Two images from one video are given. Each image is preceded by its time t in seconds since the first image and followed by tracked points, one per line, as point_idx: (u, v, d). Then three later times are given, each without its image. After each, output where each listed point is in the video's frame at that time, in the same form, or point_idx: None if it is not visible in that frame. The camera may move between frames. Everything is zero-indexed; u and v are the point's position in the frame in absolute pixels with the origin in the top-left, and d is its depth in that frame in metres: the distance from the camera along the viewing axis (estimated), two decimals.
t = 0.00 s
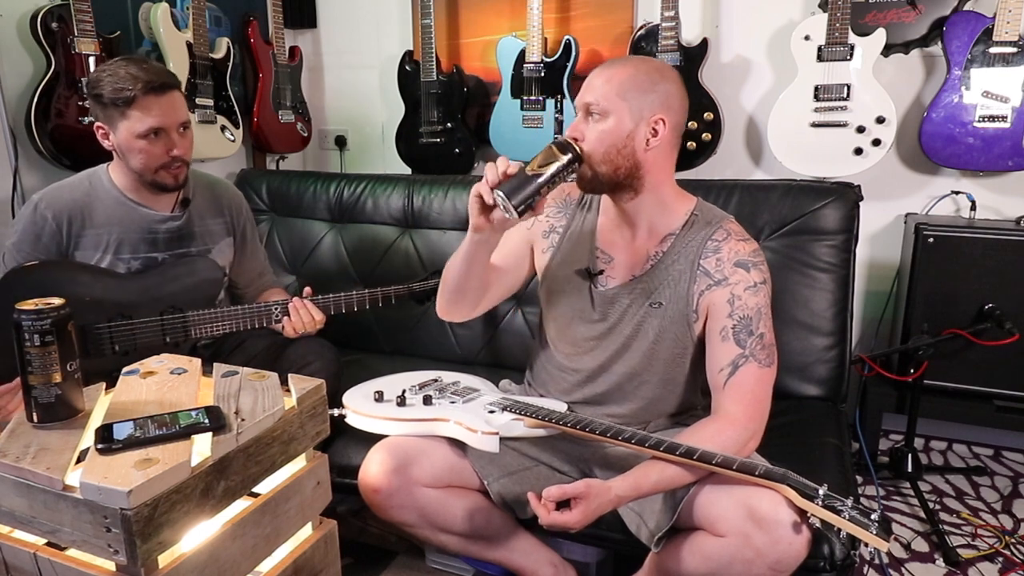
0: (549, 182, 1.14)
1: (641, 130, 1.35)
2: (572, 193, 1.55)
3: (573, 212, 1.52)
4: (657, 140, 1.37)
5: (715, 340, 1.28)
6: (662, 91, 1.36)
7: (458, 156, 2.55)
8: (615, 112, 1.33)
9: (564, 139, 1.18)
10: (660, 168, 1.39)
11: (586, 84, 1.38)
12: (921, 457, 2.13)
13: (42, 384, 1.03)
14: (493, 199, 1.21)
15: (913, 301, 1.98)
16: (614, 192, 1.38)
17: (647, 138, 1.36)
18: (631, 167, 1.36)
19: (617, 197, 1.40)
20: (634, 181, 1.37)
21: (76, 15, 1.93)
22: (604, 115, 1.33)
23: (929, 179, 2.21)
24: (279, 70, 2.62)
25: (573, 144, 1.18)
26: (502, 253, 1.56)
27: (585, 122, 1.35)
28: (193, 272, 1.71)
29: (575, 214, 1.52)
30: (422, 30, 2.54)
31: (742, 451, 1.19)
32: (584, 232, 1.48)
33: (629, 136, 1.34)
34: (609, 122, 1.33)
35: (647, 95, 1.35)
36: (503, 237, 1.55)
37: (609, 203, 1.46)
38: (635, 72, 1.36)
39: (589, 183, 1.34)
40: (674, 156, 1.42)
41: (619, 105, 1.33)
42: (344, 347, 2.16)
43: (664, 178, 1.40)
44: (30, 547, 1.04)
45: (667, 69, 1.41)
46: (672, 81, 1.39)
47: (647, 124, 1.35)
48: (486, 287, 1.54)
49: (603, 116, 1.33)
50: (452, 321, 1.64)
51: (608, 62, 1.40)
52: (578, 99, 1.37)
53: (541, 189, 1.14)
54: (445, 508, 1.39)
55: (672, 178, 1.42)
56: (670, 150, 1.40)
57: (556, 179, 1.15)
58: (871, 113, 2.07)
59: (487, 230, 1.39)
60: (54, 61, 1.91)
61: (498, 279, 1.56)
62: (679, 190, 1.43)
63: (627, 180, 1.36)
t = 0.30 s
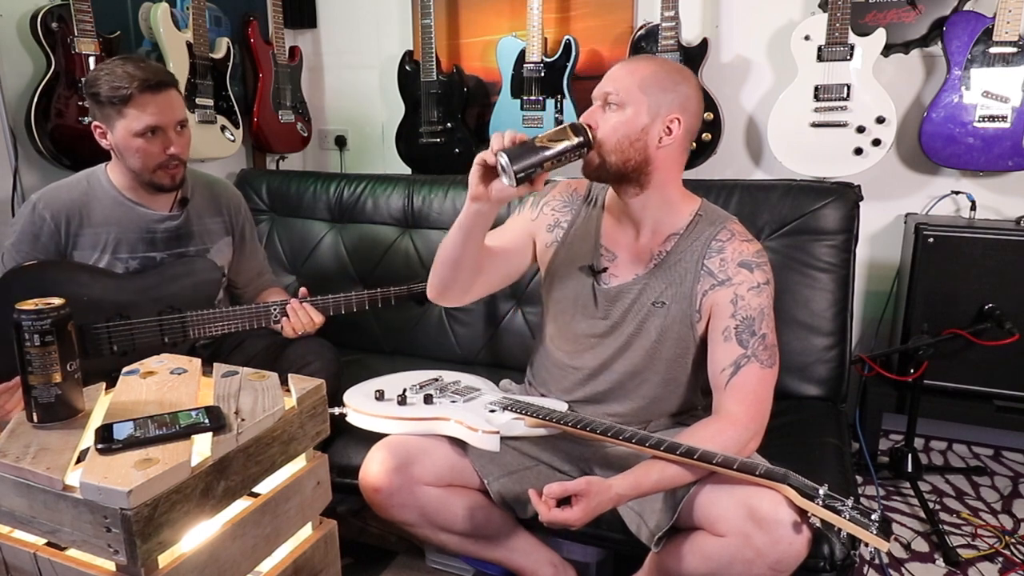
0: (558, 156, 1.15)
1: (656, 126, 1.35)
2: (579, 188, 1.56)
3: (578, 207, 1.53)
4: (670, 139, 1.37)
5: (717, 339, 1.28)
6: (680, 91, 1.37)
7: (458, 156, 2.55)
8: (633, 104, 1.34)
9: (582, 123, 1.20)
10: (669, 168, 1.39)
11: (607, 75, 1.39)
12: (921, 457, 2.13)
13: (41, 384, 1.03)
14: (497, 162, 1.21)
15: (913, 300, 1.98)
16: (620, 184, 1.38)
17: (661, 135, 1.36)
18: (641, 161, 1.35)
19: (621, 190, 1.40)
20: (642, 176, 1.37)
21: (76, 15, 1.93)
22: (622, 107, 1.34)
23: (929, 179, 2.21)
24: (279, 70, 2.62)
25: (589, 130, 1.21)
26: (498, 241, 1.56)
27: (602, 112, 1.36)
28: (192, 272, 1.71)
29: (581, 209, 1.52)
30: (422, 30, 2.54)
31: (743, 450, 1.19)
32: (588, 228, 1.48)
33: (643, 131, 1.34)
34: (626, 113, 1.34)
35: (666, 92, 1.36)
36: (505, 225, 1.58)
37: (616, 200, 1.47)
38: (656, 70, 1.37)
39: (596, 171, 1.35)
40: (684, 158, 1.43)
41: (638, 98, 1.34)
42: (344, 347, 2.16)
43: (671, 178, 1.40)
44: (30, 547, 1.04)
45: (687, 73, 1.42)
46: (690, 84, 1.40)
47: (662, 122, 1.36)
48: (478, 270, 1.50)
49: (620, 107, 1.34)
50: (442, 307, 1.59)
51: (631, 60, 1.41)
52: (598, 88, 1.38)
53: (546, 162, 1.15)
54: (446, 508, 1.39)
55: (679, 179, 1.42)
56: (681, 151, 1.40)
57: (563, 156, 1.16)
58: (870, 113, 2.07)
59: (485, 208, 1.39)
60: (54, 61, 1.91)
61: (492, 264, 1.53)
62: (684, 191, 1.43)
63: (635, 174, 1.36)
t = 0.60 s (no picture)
0: (559, 145, 1.16)
1: (661, 126, 1.35)
2: (580, 185, 1.56)
3: (580, 204, 1.53)
4: (674, 139, 1.37)
5: (717, 340, 1.28)
6: (686, 92, 1.38)
7: (457, 156, 2.55)
8: (640, 100, 1.34)
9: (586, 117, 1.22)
10: (671, 168, 1.39)
11: (615, 72, 1.39)
12: (921, 457, 2.13)
13: (41, 384, 1.03)
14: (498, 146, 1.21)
15: (913, 301, 1.98)
16: (621, 178, 1.36)
17: (665, 135, 1.36)
18: (644, 157, 1.35)
19: (622, 187, 1.39)
20: (644, 174, 1.36)
21: (76, 15, 1.93)
22: (628, 103, 1.34)
23: (929, 179, 2.21)
24: (279, 70, 2.62)
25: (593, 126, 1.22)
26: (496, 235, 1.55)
27: (609, 107, 1.35)
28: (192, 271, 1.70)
29: (581, 207, 1.52)
30: (422, 30, 2.54)
31: (743, 451, 1.19)
32: (589, 228, 1.48)
33: (648, 128, 1.34)
34: (633, 108, 1.34)
35: (673, 92, 1.36)
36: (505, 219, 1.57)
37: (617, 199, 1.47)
38: (664, 70, 1.37)
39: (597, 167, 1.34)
40: (687, 159, 1.43)
41: (645, 94, 1.34)
42: (344, 347, 2.16)
43: (673, 178, 1.40)
44: (30, 547, 1.04)
45: (693, 76, 1.43)
46: (696, 87, 1.41)
47: (667, 121, 1.36)
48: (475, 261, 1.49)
49: (627, 103, 1.34)
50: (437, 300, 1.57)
51: (639, 58, 1.41)
52: (605, 84, 1.38)
53: (549, 149, 1.15)
54: (446, 508, 1.39)
55: (680, 180, 1.42)
56: (683, 152, 1.40)
57: (564, 146, 1.17)
58: (870, 113, 2.07)
59: (483, 194, 1.37)
60: (54, 61, 1.91)
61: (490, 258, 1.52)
62: (684, 191, 1.43)
63: (638, 170, 1.35)
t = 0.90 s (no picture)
0: (553, 147, 1.16)
1: (655, 126, 1.35)
2: (577, 186, 1.56)
3: (577, 206, 1.53)
4: (668, 139, 1.37)
5: (716, 340, 1.28)
6: (680, 93, 1.37)
7: (457, 156, 2.55)
8: (633, 101, 1.34)
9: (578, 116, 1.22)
10: (666, 169, 1.39)
11: (609, 73, 1.39)
12: (921, 457, 2.13)
13: (41, 384, 1.03)
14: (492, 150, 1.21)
15: (913, 301, 1.98)
16: (616, 179, 1.36)
17: (659, 135, 1.36)
18: (638, 158, 1.35)
19: (618, 188, 1.39)
20: (639, 175, 1.36)
21: (76, 14, 1.93)
22: (622, 104, 1.34)
23: (929, 179, 2.21)
24: (279, 70, 2.62)
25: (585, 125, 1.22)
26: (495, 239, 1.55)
27: (603, 108, 1.35)
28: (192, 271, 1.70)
29: (579, 208, 1.52)
30: (422, 30, 2.54)
31: (743, 451, 1.19)
32: (587, 229, 1.48)
33: (642, 129, 1.34)
34: (626, 109, 1.34)
35: (667, 92, 1.36)
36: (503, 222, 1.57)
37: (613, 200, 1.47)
38: (657, 71, 1.37)
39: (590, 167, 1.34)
40: (682, 159, 1.43)
41: (638, 95, 1.34)
42: (344, 347, 2.16)
43: (669, 179, 1.40)
44: (30, 547, 1.04)
45: (688, 77, 1.42)
46: (690, 87, 1.40)
47: (661, 122, 1.35)
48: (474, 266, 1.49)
49: (620, 104, 1.34)
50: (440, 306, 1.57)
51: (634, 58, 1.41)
52: (599, 85, 1.38)
53: (543, 152, 1.15)
54: (446, 508, 1.39)
55: (676, 180, 1.42)
56: (679, 152, 1.40)
57: (558, 147, 1.17)
58: (871, 113, 2.07)
59: (479, 198, 1.37)
60: (53, 61, 1.91)
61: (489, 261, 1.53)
62: (681, 191, 1.43)
63: (632, 171, 1.35)
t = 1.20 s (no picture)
0: (542, 172, 1.14)
1: (637, 132, 1.35)
2: (568, 191, 1.55)
3: (569, 211, 1.53)
4: (651, 144, 1.37)
5: (713, 340, 1.28)
6: (659, 96, 1.37)
7: (457, 156, 2.55)
8: (614, 109, 1.33)
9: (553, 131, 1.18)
10: (652, 172, 1.39)
11: (587, 80, 1.38)
12: (921, 457, 2.13)
13: (41, 384, 1.03)
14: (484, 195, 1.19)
15: (913, 301, 1.98)
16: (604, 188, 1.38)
17: (643, 140, 1.36)
18: (622, 165, 1.35)
19: (607, 195, 1.40)
20: (625, 179, 1.37)
21: (76, 15, 1.93)
22: (602, 112, 1.33)
23: (929, 179, 2.21)
24: (280, 70, 2.62)
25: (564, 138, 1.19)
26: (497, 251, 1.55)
27: (582, 117, 1.35)
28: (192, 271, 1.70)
29: (571, 213, 1.52)
30: (422, 30, 2.54)
31: (741, 450, 1.19)
32: (580, 233, 1.48)
33: (625, 135, 1.34)
34: (606, 118, 1.33)
35: (646, 97, 1.35)
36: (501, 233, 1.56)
37: (603, 203, 1.47)
38: (636, 74, 1.37)
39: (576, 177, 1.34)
40: (670, 160, 1.43)
41: (619, 103, 1.33)
42: (345, 347, 2.16)
43: (658, 179, 1.40)
44: (30, 547, 1.04)
45: (666, 77, 1.42)
46: (669, 88, 1.40)
47: (643, 127, 1.35)
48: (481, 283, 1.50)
49: (600, 113, 1.33)
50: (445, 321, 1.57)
51: (612, 62, 1.40)
52: (577, 93, 1.37)
53: (534, 181, 1.14)
54: (446, 508, 1.39)
55: (664, 180, 1.42)
56: (664, 154, 1.40)
57: (548, 171, 1.15)
58: (870, 113, 2.07)
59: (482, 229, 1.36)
60: (53, 61, 1.91)
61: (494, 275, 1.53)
62: (671, 191, 1.43)
63: (617, 178, 1.36)
